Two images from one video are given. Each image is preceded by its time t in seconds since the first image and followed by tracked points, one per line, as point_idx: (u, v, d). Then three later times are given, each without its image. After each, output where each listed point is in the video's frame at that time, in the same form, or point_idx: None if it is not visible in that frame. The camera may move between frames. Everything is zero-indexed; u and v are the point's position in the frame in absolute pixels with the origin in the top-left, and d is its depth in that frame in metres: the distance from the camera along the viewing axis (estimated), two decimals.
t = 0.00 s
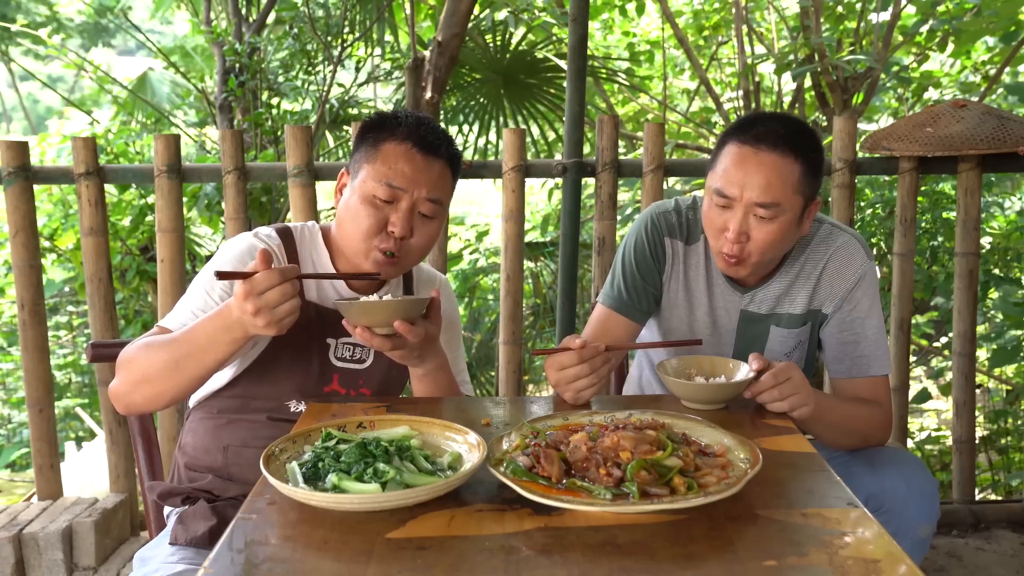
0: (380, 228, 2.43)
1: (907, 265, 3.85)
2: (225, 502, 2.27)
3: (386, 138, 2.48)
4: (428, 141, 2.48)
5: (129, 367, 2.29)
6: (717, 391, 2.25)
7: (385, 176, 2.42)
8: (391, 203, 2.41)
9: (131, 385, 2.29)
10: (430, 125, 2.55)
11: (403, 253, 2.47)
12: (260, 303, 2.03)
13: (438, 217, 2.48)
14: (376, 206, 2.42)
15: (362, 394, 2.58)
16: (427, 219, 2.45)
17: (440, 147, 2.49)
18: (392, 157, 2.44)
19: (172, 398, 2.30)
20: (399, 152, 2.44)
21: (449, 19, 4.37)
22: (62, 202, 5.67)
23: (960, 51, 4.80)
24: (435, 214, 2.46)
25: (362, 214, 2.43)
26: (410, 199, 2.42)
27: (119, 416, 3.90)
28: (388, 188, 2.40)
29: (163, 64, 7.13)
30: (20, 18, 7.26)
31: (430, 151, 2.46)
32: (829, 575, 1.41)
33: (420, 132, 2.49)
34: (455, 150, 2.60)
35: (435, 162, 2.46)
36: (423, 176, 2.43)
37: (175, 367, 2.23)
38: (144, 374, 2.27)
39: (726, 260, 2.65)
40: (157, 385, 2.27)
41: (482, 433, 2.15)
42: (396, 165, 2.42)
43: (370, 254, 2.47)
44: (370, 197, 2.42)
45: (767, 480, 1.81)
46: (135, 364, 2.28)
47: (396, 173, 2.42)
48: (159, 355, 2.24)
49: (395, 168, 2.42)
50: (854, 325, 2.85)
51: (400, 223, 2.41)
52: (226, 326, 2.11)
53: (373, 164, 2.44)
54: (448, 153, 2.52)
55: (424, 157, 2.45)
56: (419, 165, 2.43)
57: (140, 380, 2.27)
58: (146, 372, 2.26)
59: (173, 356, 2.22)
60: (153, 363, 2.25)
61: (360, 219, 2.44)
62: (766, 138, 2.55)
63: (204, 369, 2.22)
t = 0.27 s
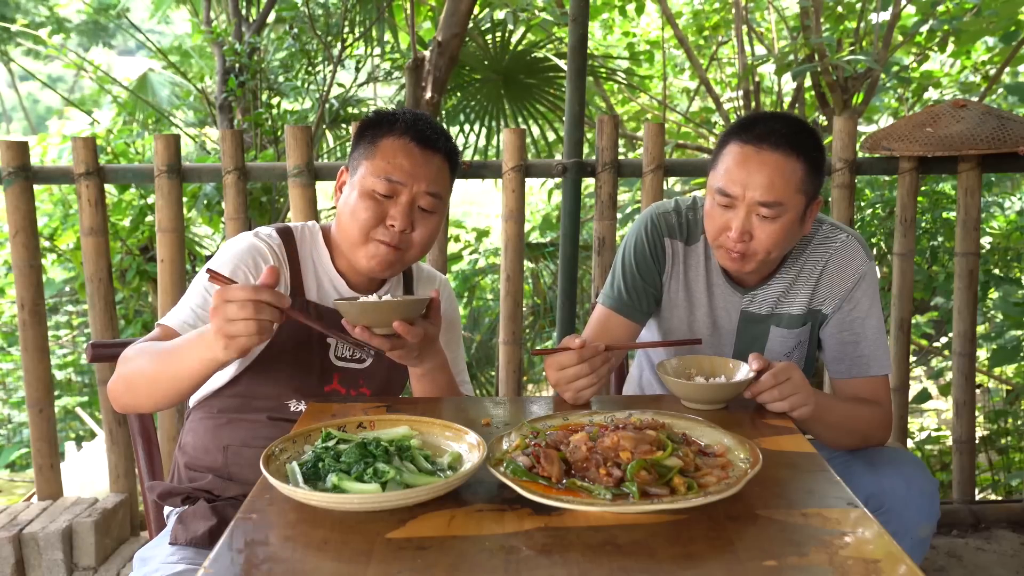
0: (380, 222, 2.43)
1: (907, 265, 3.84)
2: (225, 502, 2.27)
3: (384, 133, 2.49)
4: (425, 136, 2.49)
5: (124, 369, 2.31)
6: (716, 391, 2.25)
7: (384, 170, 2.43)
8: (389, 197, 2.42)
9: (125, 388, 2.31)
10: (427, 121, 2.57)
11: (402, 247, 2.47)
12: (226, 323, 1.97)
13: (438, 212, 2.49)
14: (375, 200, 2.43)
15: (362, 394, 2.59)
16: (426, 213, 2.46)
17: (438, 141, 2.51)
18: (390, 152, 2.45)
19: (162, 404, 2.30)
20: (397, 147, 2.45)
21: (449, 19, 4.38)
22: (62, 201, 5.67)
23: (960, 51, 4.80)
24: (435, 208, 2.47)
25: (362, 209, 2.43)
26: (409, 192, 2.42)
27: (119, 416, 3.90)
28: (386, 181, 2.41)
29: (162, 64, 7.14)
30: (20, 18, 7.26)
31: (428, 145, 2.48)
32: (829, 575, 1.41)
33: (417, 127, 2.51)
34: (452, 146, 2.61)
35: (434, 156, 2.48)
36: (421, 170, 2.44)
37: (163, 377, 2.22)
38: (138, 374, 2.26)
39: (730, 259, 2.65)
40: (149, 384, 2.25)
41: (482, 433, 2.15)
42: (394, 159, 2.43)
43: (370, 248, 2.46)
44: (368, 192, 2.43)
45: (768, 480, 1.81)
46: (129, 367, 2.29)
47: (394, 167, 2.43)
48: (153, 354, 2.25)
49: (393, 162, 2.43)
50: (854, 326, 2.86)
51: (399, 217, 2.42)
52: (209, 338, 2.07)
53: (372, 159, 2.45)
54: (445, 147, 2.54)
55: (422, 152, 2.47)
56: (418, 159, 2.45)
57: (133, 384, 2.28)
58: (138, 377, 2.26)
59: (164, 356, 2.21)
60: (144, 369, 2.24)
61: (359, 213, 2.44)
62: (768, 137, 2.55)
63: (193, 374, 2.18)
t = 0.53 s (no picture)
0: (374, 215, 2.44)
1: (907, 265, 3.84)
2: (225, 502, 2.27)
3: (373, 126, 2.50)
4: (416, 126, 2.50)
5: (130, 371, 2.26)
6: (716, 391, 2.25)
7: (376, 163, 2.43)
8: (382, 189, 2.43)
9: (131, 389, 2.26)
10: (417, 113, 2.57)
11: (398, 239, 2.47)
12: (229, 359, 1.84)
13: (432, 203, 2.49)
14: (368, 194, 2.44)
15: (362, 393, 2.62)
16: (421, 204, 2.46)
17: (428, 131, 2.51)
18: (381, 145, 2.45)
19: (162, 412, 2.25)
20: (388, 139, 2.46)
21: (449, 19, 4.38)
22: (62, 201, 5.67)
23: (960, 51, 4.80)
24: (429, 198, 2.47)
25: (356, 203, 2.45)
26: (401, 183, 2.43)
27: (119, 416, 3.90)
28: (378, 174, 2.42)
29: (163, 64, 7.14)
30: (20, 18, 7.26)
31: (419, 136, 2.48)
32: (829, 575, 1.41)
33: (407, 118, 2.51)
34: (444, 136, 2.62)
35: (425, 147, 2.48)
36: (413, 161, 2.44)
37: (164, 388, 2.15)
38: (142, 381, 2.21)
39: (740, 258, 2.65)
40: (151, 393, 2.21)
41: (482, 432, 2.15)
42: (385, 152, 2.44)
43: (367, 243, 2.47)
44: (361, 185, 2.44)
45: (768, 481, 1.81)
46: (135, 370, 2.25)
47: (386, 159, 2.43)
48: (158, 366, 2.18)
49: (384, 155, 2.44)
50: (856, 326, 2.86)
51: (393, 209, 2.42)
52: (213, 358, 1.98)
53: (364, 153, 2.46)
54: (436, 138, 2.54)
55: (413, 143, 2.47)
56: (410, 151, 2.45)
57: (137, 387, 2.24)
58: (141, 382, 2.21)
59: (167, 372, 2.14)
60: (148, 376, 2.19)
61: (355, 207, 2.45)
62: (782, 138, 2.55)
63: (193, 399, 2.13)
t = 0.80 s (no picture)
0: (372, 212, 2.44)
1: (907, 265, 3.84)
2: (225, 502, 2.27)
3: (370, 124, 2.50)
4: (413, 123, 2.50)
5: (154, 381, 2.15)
6: (716, 391, 2.25)
7: (374, 161, 2.44)
8: (381, 186, 2.43)
9: (155, 399, 2.15)
10: (413, 110, 2.58)
11: (399, 234, 2.47)
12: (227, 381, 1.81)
13: (430, 200, 2.50)
14: (367, 191, 2.44)
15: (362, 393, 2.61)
16: (419, 201, 2.47)
17: (424, 128, 2.52)
18: (379, 143, 2.46)
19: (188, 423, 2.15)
20: (385, 137, 2.46)
21: (449, 19, 4.38)
22: (62, 201, 5.67)
23: (959, 50, 4.80)
24: (428, 194, 2.48)
25: (355, 200, 2.45)
26: (399, 181, 2.44)
27: (119, 416, 3.90)
28: (376, 172, 2.43)
29: (163, 64, 7.13)
30: (20, 18, 7.26)
31: (416, 133, 2.49)
32: None
33: (403, 115, 2.51)
34: (441, 133, 2.62)
35: (422, 144, 2.48)
36: (410, 158, 2.45)
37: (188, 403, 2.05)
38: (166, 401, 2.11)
39: (756, 254, 2.65)
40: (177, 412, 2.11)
41: (482, 433, 2.15)
42: (382, 149, 2.44)
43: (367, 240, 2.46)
44: (359, 183, 2.44)
45: (768, 481, 1.81)
46: (158, 381, 2.14)
47: (383, 156, 2.44)
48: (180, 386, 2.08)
49: (381, 152, 2.44)
50: (863, 326, 2.86)
51: (392, 206, 2.43)
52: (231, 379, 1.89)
53: (362, 151, 2.46)
54: (433, 134, 2.55)
55: (410, 140, 2.48)
56: (407, 148, 2.45)
57: (160, 399, 2.13)
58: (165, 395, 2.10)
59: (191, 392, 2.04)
60: (172, 390, 2.08)
61: (353, 205, 2.45)
62: (810, 137, 2.55)
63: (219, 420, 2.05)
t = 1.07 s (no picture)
0: (374, 211, 2.44)
1: (907, 265, 3.85)
2: (225, 502, 2.27)
3: (371, 124, 2.50)
4: (413, 122, 2.50)
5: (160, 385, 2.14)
6: (716, 391, 2.25)
7: (375, 159, 2.44)
8: (382, 185, 2.43)
9: (163, 404, 2.15)
10: (413, 109, 2.58)
11: (401, 233, 2.47)
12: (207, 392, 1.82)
13: (431, 198, 2.50)
14: (368, 190, 2.44)
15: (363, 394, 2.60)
16: (420, 199, 2.47)
17: (425, 126, 2.52)
18: (380, 142, 2.46)
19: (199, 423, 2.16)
20: (386, 136, 2.46)
21: (449, 19, 4.38)
22: (62, 201, 5.67)
23: (959, 50, 4.80)
24: (428, 193, 2.48)
25: (356, 199, 2.45)
26: (400, 179, 2.43)
27: (119, 416, 3.90)
28: (377, 170, 2.43)
29: (163, 64, 7.13)
30: (20, 18, 7.26)
31: (417, 132, 2.49)
32: None
33: (404, 114, 2.51)
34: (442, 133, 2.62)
35: (422, 143, 2.48)
36: (411, 156, 2.45)
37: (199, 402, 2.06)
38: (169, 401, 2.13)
39: (767, 252, 2.65)
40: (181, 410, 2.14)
41: (482, 433, 2.15)
42: (383, 148, 2.44)
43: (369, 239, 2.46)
44: (360, 181, 2.44)
45: (768, 481, 1.81)
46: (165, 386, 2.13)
47: (384, 154, 2.44)
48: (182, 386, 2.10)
49: (383, 150, 2.44)
50: (866, 325, 2.86)
51: (393, 204, 2.43)
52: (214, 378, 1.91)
53: (364, 149, 2.46)
54: (434, 133, 2.55)
55: (410, 139, 2.48)
56: (409, 147, 2.46)
57: (170, 403, 2.13)
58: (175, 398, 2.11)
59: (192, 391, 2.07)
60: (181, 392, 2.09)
61: (354, 203, 2.45)
62: (829, 137, 2.55)
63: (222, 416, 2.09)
